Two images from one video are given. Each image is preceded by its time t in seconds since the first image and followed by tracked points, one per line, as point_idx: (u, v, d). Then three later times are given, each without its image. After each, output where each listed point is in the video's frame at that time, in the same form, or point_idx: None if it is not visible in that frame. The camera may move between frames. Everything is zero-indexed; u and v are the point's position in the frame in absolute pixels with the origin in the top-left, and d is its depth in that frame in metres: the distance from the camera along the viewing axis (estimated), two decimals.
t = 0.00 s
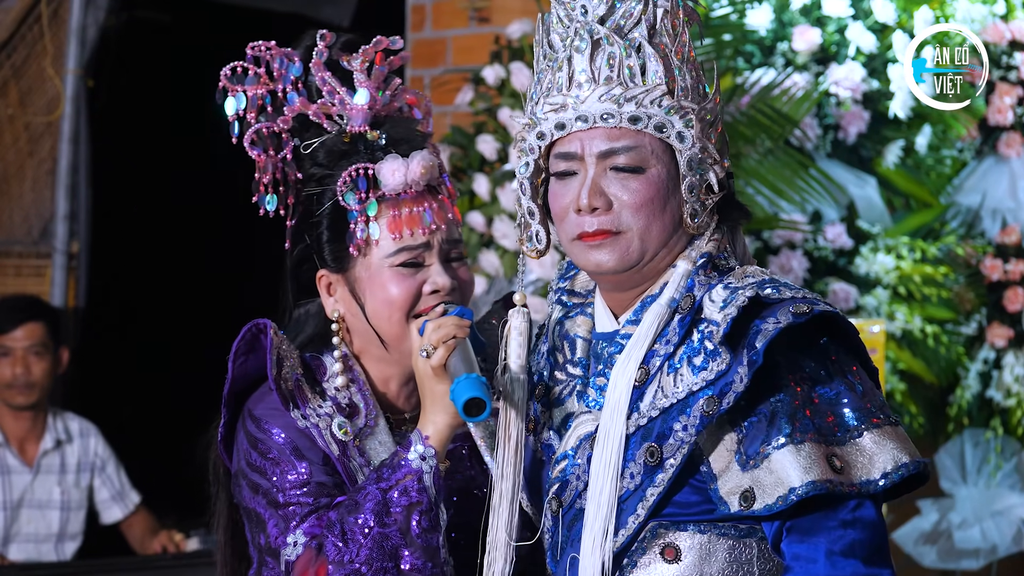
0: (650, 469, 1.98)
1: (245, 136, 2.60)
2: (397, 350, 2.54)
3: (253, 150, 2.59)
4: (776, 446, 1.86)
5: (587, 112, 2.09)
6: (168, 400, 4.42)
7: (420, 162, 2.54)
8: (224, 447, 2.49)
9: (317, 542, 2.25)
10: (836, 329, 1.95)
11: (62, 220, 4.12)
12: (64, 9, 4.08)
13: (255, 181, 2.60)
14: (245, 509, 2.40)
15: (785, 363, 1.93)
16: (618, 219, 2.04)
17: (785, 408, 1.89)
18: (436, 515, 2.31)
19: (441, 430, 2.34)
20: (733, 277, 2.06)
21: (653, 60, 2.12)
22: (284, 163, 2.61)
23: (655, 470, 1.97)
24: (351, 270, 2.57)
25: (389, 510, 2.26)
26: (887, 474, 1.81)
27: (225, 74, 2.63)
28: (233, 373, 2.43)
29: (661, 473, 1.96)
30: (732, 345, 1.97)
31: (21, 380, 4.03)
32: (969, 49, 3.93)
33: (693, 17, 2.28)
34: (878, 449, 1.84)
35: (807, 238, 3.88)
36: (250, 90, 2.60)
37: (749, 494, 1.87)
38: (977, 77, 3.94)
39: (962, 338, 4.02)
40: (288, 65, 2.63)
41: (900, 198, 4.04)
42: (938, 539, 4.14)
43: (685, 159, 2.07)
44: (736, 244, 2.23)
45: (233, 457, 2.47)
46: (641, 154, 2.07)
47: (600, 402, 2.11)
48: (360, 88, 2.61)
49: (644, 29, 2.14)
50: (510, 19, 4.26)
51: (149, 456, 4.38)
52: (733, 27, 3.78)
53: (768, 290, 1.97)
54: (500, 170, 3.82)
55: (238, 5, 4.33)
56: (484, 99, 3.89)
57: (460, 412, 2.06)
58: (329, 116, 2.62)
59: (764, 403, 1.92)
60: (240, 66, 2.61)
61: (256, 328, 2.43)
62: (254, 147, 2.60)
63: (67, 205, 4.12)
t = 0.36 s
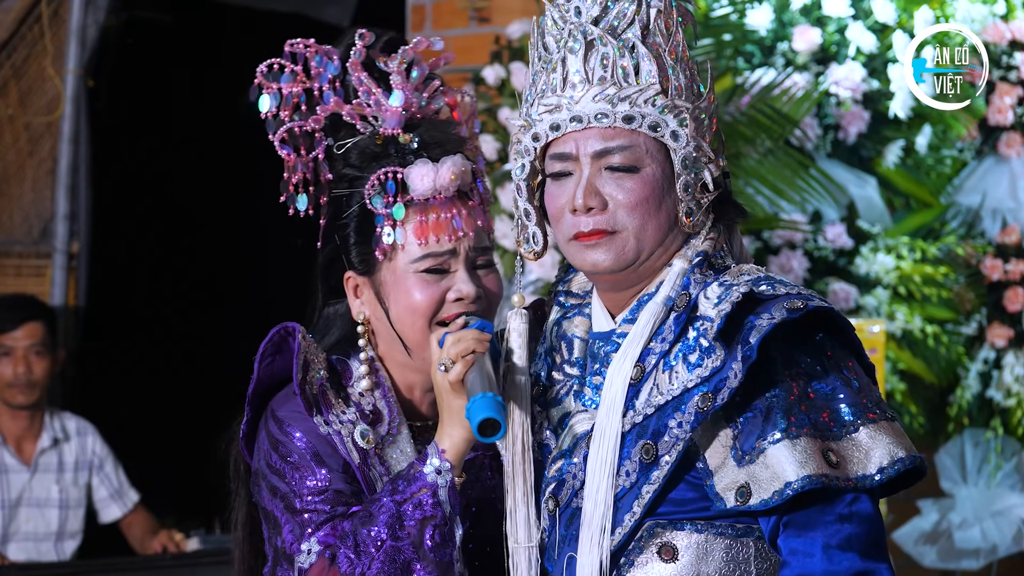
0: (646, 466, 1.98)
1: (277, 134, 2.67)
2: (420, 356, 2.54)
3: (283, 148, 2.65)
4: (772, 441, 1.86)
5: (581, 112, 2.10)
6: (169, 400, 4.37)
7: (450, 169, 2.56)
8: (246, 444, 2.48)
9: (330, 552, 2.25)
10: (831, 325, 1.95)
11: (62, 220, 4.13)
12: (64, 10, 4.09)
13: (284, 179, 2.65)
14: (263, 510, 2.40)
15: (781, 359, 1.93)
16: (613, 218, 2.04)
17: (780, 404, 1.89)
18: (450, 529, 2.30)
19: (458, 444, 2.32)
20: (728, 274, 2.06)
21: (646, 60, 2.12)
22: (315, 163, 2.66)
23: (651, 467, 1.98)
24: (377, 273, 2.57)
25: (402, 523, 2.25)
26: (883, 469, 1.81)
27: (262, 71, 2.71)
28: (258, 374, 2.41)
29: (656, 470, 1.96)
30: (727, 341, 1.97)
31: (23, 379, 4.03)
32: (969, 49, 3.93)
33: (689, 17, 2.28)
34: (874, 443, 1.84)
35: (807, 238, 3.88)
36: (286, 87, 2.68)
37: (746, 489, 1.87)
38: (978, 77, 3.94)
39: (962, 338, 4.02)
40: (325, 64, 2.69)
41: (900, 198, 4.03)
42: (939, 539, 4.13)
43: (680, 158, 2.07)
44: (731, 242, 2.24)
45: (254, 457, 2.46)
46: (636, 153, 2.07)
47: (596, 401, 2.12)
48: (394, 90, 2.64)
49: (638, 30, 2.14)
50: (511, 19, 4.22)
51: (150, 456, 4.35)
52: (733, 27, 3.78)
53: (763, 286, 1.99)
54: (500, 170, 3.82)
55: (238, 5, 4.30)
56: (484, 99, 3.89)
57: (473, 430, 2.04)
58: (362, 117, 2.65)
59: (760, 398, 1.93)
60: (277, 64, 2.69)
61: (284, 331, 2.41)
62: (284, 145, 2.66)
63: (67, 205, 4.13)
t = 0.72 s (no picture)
0: (639, 464, 1.98)
1: (306, 128, 2.60)
2: (432, 364, 2.51)
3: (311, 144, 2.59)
4: (764, 438, 1.86)
5: (575, 114, 2.10)
6: (168, 399, 4.41)
7: (475, 178, 2.50)
8: (256, 443, 2.41)
9: (336, 562, 2.21)
10: (824, 322, 1.96)
11: (62, 220, 4.12)
12: (64, 9, 4.11)
13: (311, 176, 2.59)
14: (270, 511, 2.36)
15: (774, 357, 1.93)
16: (608, 219, 2.04)
17: (773, 400, 1.89)
18: (457, 545, 2.26)
19: (465, 458, 2.27)
20: (723, 273, 2.06)
21: (640, 60, 2.12)
22: (345, 161, 2.60)
23: (645, 466, 1.98)
24: (395, 276, 2.55)
25: (409, 536, 2.21)
26: (876, 466, 1.81)
27: (298, 61, 2.62)
28: (272, 375, 2.36)
29: (650, 468, 1.97)
30: (719, 338, 1.97)
31: (22, 379, 4.01)
32: (969, 49, 3.92)
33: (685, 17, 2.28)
34: (865, 439, 1.83)
35: (807, 238, 3.89)
36: (321, 81, 2.61)
37: (739, 487, 1.86)
38: (977, 77, 3.93)
39: (962, 338, 4.02)
40: (363, 59, 2.60)
41: (901, 198, 4.04)
42: (939, 539, 4.11)
43: (675, 158, 2.07)
44: (729, 240, 2.25)
45: (263, 455, 2.41)
46: (630, 154, 2.07)
47: (591, 400, 2.12)
48: (429, 94, 2.56)
49: (631, 30, 2.14)
50: (511, 20, 4.07)
51: (146, 454, 4.35)
52: (733, 27, 3.75)
53: (756, 284, 1.98)
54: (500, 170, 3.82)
55: (238, 6, 4.26)
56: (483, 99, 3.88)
57: (486, 455, 2.01)
58: (395, 119, 2.58)
59: (753, 395, 1.92)
60: (314, 55, 2.60)
61: (300, 334, 2.37)
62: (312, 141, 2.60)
63: (67, 205, 4.12)
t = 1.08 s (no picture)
0: (640, 463, 1.98)
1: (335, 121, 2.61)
2: (439, 369, 2.51)
3: (337, 138, 2.59)
4: (764, 437, 1.86)
5: (579, 114, 2.10)
6: (168, 399, 4.37)
7: (498, 188, 2.47)
8: (258, 440, 2.40)
9: (337, 565, 2.18)
10: (825, 321, 1.95)
11: (62, 220, 4.11)
12: (64, 9, 4.11)
13: (336, 170, 2.59)
14: (271, 508, 2.34)
15: (776, 357, 1.93)
16: (611, 218, 2.04)
17: (773, 400, 1.89)
18: (459, 553, 2.23)
19: (471, 467, 2.25)
20: (725, 272, 2.06)
21: (643, 60, 2.12)
22: (372, 158, 2.60)
23: (645, 464, 1.98)
24: (410, 277, 2.55)
25: (412, 542, 2.19)
26: (876, 466, 1.80)
27: (331, 54, 2.61)
28: (280, 373, 2.36)
29: (650, 467, 1.97)
30: (720, 337, 1.97)
31: (19, 379, 3.97)
32: (969, 49, 3.91)
33: (689, 17, 2.28)
34: (866, 439, 1.83)
35: (807, 238, 3.89)
36: (353, 75, 2.61)
37: (739, 486, 1.86)
38: (977, 77, 3.93)
39: (962, 338, 4.02)
40: (398, 57, 2.60)
41: (901, 198, 4.03)
42: (939, 539, 4.10)
43: (678, 157, 2.06)
44: (731, 240, 2.25)
45: (265, 452, 2.39)
46: (634, 153, 2.07)
47: (592, 399, 2.13)
48: (460, 98, 2.56)
49: (635, 30, 2.14)
50: (511, 19, 4.06)
51: (145, 456, 4.28)
52: (733, 27, 3.76)
53: (758, 283, 1.98)
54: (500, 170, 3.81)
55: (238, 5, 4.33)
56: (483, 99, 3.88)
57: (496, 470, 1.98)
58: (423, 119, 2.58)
59: (754, 395, 1.92)
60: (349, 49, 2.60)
61: (312, 332, 2.36)
62: (340, 136, 2.60)
63: (67, 205, 4.11)
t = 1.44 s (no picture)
0: (642, 466, 1.98)
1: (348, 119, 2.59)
2: (438, 373, 2.52)
3: (350, 137, 2.58)
4: (768, 442, 1.86)
5: (581, 112, 2.10)
6: (173, 399, 4.39)
7: (509, 196, 2.49)
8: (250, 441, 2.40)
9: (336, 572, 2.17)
10: (829, 325, 1.95)
11: (62, 221, 4.02)
12: (64, 9, 4.01)
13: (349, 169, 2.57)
14: (263, 510, 2.33)
15: (778, 360, 1.94)
16: (612, 218, 2.04)
17: (777, 404, 1.89)
18: (460, 561, 2.25)
19: (473, 476, 2.26)
20: (726, 274, 2.06)
21: (646, 60, 2.12)
22: (383, 159, 2.60)
23: (648, 467, 1.98)
24: (415, 280, 2.56)
25: (413, 551, 2.20)
26: (879, 470, 1.81)
27: (348, 52, 2.58)
28: (281, 375, 2.36)
29: (653, 470, 1.96)
30: (723, 341, 1.97)
31: (29, 379, 3.91)
32: (970, 49, 3.91)
33: (690, 17, 2.28)
34: (870, 445, 1.84)
35: (806, 238, 3.89)
36: (368, 73, 2.58)
37: (741, 490, 1.86)
38: (977, 77, 3.93)
39: (963, 338, 4.02)
40: (412, 59, 2.59)
41: (900, 198, 4.03)
42: (939, 539, 4.09)
43: (680, 159, 2.07)
44: (732, 242, 2.25)
45: (258, 452, 2.38)
46: (635, 154, 2.07)
47: (593, 401, 2.13)
48: (473, 103, 2.54)
49: (638, 30, 2.14)
50: (511, 20, 4.05)
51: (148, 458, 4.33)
52: (733, 27, 3.77)
53: (760, 287, 1.98)
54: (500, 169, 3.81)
55: (236, 6, 4.28)
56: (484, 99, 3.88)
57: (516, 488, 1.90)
58: (437, 123, 2.57)
59: (757, 398, 1.92)
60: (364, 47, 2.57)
61: (315, 335, 2.36)
62: (353, 134, 2.59)
63: (67, 205, 4.03)
